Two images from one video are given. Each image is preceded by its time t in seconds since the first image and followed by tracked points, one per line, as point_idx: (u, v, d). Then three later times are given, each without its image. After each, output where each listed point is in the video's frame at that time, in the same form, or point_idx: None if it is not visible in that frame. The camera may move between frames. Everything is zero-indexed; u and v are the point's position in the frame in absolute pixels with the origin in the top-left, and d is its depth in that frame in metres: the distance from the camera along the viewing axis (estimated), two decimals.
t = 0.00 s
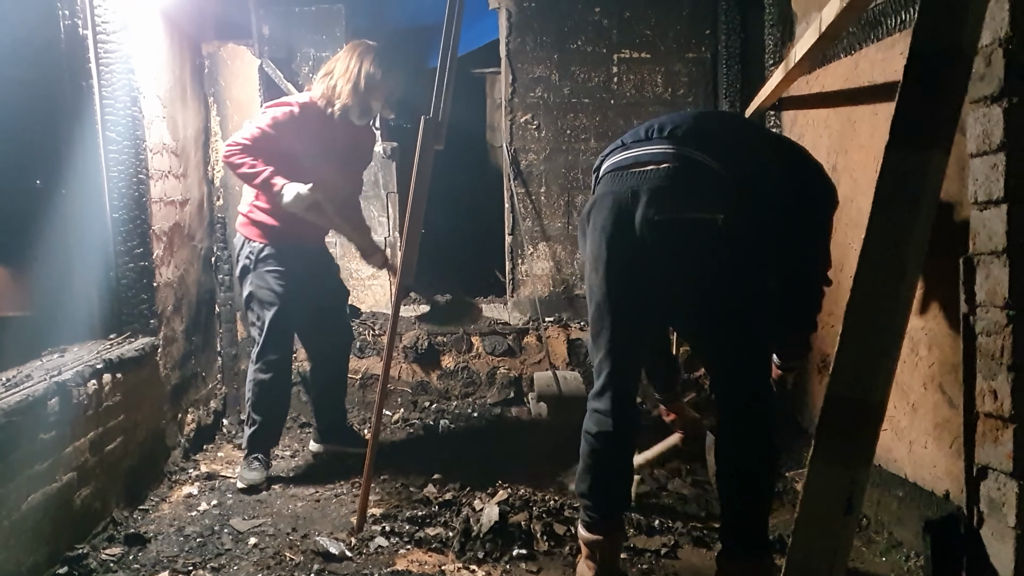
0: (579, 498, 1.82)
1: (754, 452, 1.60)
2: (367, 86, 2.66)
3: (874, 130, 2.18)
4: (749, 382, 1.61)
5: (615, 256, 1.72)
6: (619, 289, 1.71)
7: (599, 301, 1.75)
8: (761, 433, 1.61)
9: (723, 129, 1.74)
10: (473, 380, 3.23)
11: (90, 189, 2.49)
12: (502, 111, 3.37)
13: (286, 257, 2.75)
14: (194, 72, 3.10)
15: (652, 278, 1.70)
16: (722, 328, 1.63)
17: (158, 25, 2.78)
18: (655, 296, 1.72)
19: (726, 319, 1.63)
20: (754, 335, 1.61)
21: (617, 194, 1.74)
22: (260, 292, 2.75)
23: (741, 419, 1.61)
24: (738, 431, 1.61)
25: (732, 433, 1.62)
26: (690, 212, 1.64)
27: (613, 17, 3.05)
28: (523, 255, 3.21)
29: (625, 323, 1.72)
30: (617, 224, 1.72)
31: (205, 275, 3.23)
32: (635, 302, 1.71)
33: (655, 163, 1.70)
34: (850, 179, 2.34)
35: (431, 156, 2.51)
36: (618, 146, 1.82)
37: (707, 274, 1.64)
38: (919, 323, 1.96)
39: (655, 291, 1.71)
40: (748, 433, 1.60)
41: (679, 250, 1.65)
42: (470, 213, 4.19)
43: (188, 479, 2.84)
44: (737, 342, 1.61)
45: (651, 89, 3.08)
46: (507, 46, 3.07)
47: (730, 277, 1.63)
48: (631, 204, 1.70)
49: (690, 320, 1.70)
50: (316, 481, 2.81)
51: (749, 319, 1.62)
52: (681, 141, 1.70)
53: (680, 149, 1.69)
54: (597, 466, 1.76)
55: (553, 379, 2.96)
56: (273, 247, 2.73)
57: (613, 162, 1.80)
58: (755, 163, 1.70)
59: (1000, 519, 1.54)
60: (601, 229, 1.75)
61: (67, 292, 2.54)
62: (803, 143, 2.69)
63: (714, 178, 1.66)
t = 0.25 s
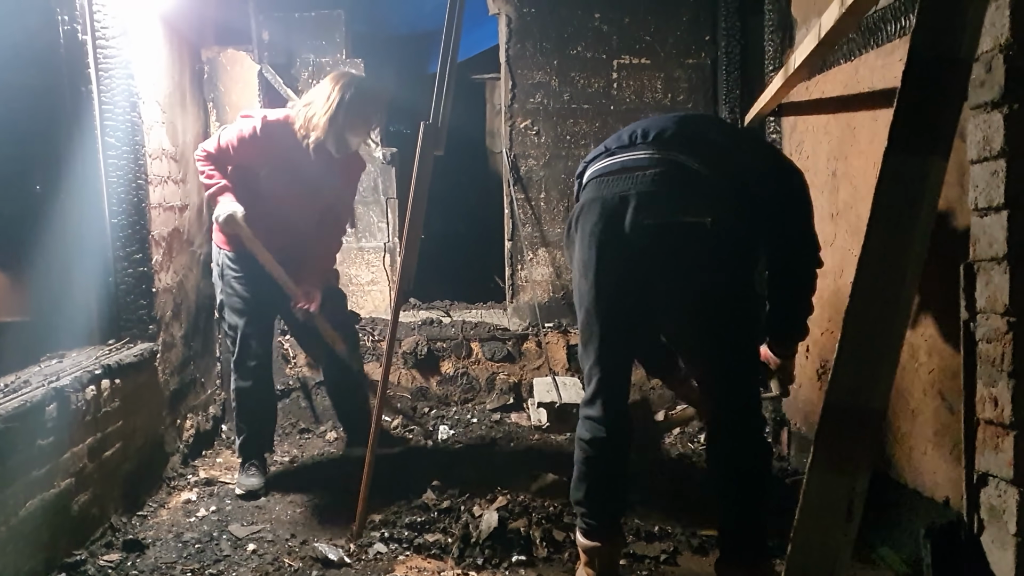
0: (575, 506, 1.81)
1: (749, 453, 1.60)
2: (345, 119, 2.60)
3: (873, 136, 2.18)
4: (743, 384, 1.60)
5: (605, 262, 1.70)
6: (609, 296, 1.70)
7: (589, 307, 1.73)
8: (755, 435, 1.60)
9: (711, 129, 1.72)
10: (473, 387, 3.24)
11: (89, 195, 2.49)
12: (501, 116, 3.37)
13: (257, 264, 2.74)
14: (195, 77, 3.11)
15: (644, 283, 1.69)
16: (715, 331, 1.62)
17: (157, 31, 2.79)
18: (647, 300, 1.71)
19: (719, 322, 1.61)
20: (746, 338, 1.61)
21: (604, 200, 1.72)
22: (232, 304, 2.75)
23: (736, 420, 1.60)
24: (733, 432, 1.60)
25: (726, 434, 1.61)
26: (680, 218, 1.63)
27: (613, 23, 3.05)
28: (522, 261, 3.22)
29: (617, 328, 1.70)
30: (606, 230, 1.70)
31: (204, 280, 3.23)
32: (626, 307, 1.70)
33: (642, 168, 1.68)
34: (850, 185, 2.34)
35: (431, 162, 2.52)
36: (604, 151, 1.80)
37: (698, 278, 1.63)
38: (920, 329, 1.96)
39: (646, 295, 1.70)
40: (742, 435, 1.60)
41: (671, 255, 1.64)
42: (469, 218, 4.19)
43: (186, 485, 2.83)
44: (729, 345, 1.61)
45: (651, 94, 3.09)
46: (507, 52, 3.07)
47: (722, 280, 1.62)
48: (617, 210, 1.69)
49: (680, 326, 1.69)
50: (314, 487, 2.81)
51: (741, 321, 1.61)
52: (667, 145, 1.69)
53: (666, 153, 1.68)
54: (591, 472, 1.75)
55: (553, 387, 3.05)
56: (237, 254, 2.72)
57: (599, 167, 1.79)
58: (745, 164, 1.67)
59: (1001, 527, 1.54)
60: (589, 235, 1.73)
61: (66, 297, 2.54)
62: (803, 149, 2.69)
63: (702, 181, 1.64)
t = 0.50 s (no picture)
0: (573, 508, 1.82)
1: (728, 449, 1.63)
2: (332, 179, 2.43)
3: (874, 138, 2.18)
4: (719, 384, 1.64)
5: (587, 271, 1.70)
6: (594, 305, 1.71)
7: (575, 314, 1.74)
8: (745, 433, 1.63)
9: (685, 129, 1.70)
10: (472, 389, 3.24)
11: (89, 197, 2.49)
12: (501, 119, 3.37)
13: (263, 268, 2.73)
14: (194, 80, 3.12)
15: (625, 289, 1.71)
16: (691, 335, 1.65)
17: (157, 33, 2.79)
18: (629, 305, 1.73)
19: (694, 327, 1.65)
20: (722, 342, 1.64)
21: (581, 208, 1.71)
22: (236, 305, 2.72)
23: (713, 418, 1.64)
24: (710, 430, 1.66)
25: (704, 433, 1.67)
26: (654, 226, 1.63)
27: (613, 26, 3.06)
28: (522, 263, 3.21)
29: (601, 334, 1.72)
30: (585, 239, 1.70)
31: (204, 283, 3.23)
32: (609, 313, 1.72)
33: (616, 175, 1.66)
34: (850, 187, 2.34)
35: (431, 164, 2.52)
36: (580, 160, 1.79)
37: (675, 283, 1.65)
38: (920, 331, 1.97)
39: (627, 300, 1.72)
40: (722, 432, 1.63)
41: (652, 260, 1.65)
42: (470, 221, 4.19)
43: (186, 487, 2.83)
44: (705, 347, 1.65)
45: (651, 97, 3.09)
46: (507, 55, 3.08)
47: (697, 285, 1.65)
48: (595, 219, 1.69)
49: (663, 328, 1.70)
50: (314, 489, 2.81)
51: (716, 324, 1.65)
52: (641, 149, 1.66)
53: (640, 159, 1.65)
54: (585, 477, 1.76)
55: (553, 390, 3.06)
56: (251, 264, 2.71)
57: (576, 174, 1.77)
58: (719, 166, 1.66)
59: (1001, 529, 1.54)
60: (569, 243, 1.73)
61: (66, 299, 2.54)
62: (803, 151, 2.69)
63: (676, 187, 1.63)
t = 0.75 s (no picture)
0: (576, 508, 1.82)
1: (732, 455, 1.59)
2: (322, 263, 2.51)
3: (873, 141, 2.19)
4: (721, 386, 1.60)
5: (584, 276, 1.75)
6: (592, 310, 1.75)
7: (577, 320, 1.78)
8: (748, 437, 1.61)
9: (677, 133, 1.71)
10: (472, 392, 3.24)
11: (89, 200, 2.50)
12: (501, 122, 3.38)
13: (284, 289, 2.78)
14: (193, 82, 3.12)
15: (622, 291, 1.70)
16: (688, 335, 1.62)
17: (157, 36, 2.79)
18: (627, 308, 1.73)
19: (691, 327, 1.62)
20: (720, 341, 1.60)
21: (577, 216, 1.75)
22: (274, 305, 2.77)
23: (714, 422, 1.60)
24: (713, 436, 1.61)
25: (707, 439, 1.61)
26: (646, 227, 1.63)
27: (613, 29, 3.06)
28: (522, 267, 3.21)
29: (599, 338, 1.75)
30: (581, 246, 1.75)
31: (204, 286, 3.23)
32: (607, 317, 1.74)
33: (608, 181, 1.69)
34: (850, 190, 2.35)
35: (431, 166, 2.52)
36: (575, 169, 1.82)
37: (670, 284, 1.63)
38: (920, 334, 1.97)
39: (625, 304, 1.72)
40: (726, 437, 1.59)
41: (644, 262, 1.65)
42: (470, 224, 4.19)
43: (186, 490, 2.83)
44: (702, 349, 1.61)
45: (651, 100, 3.10)
46: (507, 58, 3.08)
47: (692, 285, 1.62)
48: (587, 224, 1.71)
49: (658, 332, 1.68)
50: (314, 492, 2.80)
51: (713, 324, 1.61)
52: (633, 155, 1.69)
53: (631, 164, 1.67)
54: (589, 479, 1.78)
55: (552, 392, 3.03)
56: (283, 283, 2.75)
57: (573, 184, 1.81)
58: (710, 168, 1.67)
59: (1001, 532, 1.54)
60: (568, 250, 1.77)
61: (66, 302, 2.55)
62: (803, 154, 2.69)
63: (667, 189, 1.64)
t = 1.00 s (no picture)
0: (578, 506, 1.82)
1: (733, 455, 1.60)
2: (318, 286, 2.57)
3: (873, 141, 2.19)
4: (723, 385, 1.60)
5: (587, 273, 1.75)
6: (596, 308, 1.75)
7: (580, 319, 1.78)
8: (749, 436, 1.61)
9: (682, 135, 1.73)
10: (472, 393, 3.24)
11: (89, 201, 2.50)
12: (501, 122, 3.38)
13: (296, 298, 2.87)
14: (192, 83, 3.12)
15: (624, 289, 1.69)
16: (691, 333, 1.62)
17: (156, 36, 2.80)
18: (630, 307, 1.73)
19: (694, 325, 1.61)
20: (721, 340, 1.60)
21: (582, 214, 1.74)
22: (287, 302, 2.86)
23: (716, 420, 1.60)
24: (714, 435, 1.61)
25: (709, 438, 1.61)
26: (652, 223, 1.62)
27: (613, 29, 3.07)
28: (522, 268, 3.22)
29: (602, 336, 1.75)
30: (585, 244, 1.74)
31: (203, 286, 3.24)
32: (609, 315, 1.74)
33: (614, 178, 1.69)
34: (849, 190, 2.35)
35: (430, 166, 2.52)
36: (583, 167, 1.82)
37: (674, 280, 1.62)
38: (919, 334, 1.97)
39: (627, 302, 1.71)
40: (728, 437, 1.60)
41: (648, 259, 1.63)
42: (470, 225, 4.19)
43: (186, 491, 2.83)
44: (705, 349, 1.61)
45: (651, 100, 3.10)
46: (507, 58, 3.08)
47: (696, 283, 1.61)
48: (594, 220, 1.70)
49: (661, 330, 1.67)
50: (314, 493, 2.80)
51: (716, 322, 1.61)
52: (639, 154, 1.69)
53: (637, 162, 1.68)
54: (591, 477, 1.78)
55: (553, 394, 3.02)
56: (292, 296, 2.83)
57: (579, 181, 1.80)
58: (715, 169, 1.68)
59: (1000, 530, 1.54)
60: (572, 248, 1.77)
61: (65, 303, 2.55)
62: (803, 154, 2.69)
63: (672, 186, 1.64)
